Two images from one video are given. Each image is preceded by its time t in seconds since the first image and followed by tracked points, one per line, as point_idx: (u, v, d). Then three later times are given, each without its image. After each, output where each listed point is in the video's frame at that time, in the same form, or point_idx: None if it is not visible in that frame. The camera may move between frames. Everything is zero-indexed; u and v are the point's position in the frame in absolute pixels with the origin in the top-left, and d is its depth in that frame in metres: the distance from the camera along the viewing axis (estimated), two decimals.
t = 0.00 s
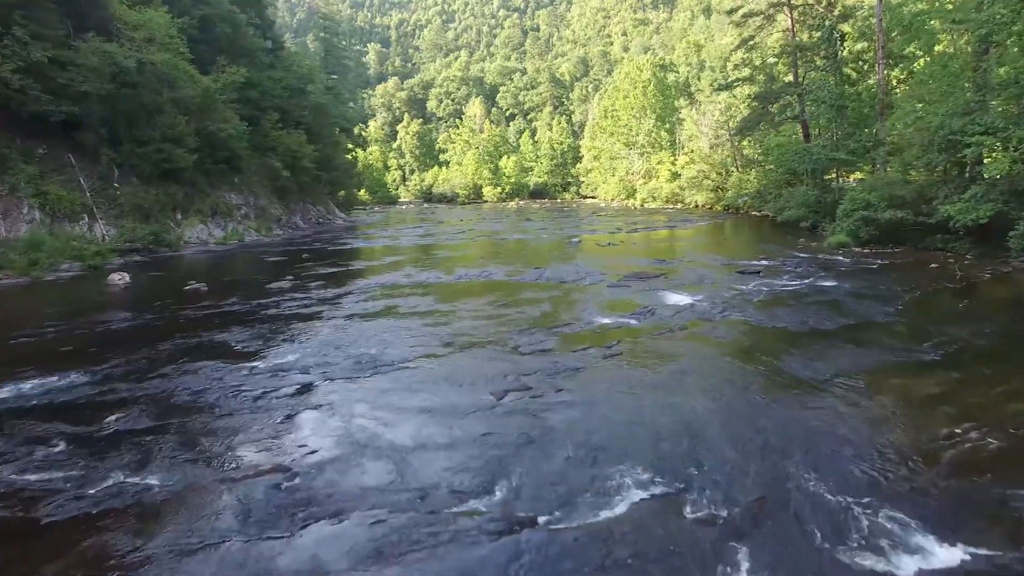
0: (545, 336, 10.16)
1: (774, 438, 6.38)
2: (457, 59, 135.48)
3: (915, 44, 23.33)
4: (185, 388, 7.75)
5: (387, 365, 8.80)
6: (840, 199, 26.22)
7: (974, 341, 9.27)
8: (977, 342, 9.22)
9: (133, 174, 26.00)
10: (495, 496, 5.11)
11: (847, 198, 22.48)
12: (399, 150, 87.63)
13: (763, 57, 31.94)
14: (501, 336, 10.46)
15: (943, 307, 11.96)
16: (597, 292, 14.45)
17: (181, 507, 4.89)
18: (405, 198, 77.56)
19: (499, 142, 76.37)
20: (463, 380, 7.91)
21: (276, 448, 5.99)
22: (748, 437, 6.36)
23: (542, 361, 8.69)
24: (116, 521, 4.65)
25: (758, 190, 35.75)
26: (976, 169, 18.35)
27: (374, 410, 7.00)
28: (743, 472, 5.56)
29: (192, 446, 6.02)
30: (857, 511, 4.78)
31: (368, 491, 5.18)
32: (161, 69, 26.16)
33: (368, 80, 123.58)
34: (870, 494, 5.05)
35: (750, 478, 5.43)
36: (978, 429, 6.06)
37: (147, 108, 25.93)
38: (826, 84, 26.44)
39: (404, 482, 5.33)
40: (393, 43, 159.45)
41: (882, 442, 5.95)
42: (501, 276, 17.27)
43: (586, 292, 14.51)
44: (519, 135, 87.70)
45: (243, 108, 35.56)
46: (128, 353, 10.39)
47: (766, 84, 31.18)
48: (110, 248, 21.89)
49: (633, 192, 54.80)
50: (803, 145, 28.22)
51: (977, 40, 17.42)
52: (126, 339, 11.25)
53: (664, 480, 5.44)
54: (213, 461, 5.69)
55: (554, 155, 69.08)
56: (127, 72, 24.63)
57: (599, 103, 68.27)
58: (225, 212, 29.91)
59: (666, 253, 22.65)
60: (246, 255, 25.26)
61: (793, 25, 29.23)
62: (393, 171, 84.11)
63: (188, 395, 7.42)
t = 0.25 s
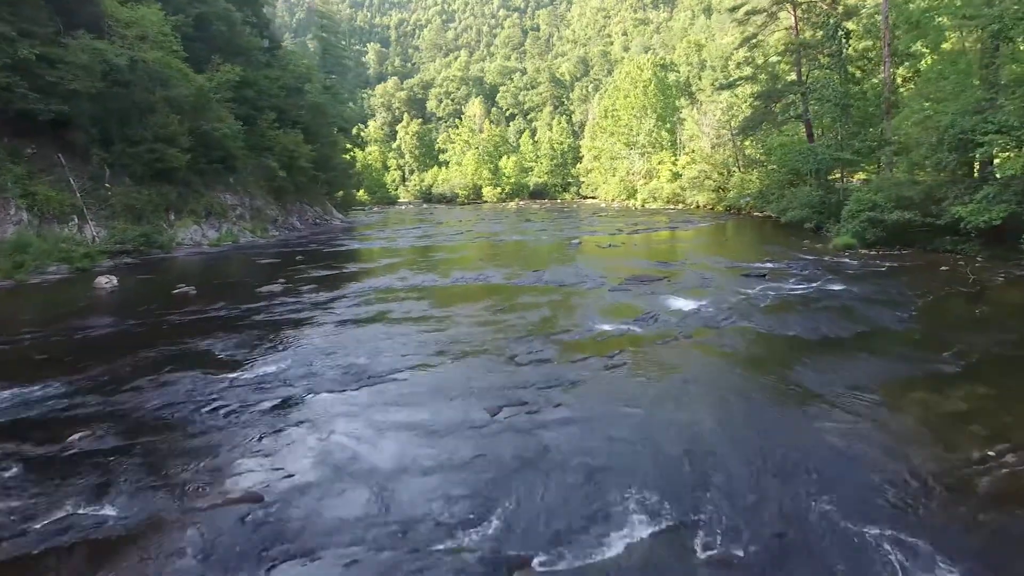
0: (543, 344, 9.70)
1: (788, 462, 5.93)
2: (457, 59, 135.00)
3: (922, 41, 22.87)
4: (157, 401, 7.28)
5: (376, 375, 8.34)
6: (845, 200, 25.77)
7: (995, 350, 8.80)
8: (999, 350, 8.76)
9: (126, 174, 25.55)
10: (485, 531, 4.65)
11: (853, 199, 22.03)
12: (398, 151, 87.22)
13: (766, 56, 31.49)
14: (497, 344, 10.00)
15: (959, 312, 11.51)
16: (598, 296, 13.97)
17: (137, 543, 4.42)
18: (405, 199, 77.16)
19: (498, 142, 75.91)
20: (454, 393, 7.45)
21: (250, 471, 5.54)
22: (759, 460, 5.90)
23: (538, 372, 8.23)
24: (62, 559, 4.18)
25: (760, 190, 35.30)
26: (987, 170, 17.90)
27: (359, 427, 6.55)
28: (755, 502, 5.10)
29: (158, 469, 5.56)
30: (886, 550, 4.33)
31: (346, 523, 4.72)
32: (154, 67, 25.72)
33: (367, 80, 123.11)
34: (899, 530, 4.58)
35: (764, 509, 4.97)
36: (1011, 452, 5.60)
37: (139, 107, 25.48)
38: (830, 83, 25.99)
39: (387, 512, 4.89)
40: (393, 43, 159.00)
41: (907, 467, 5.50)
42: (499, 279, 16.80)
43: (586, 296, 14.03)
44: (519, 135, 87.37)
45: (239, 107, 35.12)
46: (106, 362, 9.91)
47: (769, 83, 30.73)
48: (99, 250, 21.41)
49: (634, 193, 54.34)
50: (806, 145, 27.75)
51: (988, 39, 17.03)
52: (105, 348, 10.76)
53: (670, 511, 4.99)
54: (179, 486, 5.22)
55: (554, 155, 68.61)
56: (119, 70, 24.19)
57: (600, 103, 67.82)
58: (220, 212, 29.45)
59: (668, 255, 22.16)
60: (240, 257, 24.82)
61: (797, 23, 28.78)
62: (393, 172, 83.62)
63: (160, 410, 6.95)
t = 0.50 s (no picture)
0: (541, 352, 9.30)
1: (801, 486, 5.54)
2: (457, 59, 134.55)
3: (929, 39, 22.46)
4: (131, 414, 6.89)
5: (365, 386, 7.94)
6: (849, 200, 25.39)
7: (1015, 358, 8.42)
8: (1018, 359, 8.37)
9: (118, 175, 25.15)
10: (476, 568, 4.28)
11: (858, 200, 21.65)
12: (398, 150, 86.81)
13: (769, 54, 31.08)
14: (493, 351, 9.58)
15: (973, 317, 11.12)
16: (598, 300, 13.57)
17: None
18: (404, 199, 76.78)
19: (498, 142, 75.49)
20: (446, 406, 7.05)
21: (223, 495, 5.14)
22: (772, 485, 5.52)
23: (535, 384, 7.83)
24: None
25: (762, 191, 34.90)
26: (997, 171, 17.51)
27: (345, 445, 6.15)
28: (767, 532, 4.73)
29: (125, 492, 5.17)
30: None
31: (324, 558, 4.35)
32: (147, 66, 25.31)
33: (366, 80, 122.66)
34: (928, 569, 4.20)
35: (776, 541, 4.59)
36: None
37: (132, 106, 25.09)
38: (834, 82, 25.59)
39: (369, 546, 4.51)
40: (393, 43, 158.56)
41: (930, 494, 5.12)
42: (497, 281, 16.40)
43: (587, 300, 13.63)
44: (519, 135, 86.97)
45: (235, 106, 34.71)
46: (84, 371, 9.47)
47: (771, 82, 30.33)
48: (89, 252, 21.01)
49: (634, 193, 53.93)
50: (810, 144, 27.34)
51: (1000, 36, 16.62)
52: (86, 355, 10.35)
53: (676, 543, 4.61)
54: (145, 513, 4.81)
55: (554, 155, 68.18)
56: (111, 69, 23.77)
57: (600, 102, 67.41)
58: (215, 213, 29.05)
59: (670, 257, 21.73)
60: (234, 258, 24.42)
61: (800, 21, 28.37)
62: (392, 171, 83.15)
63: (134, 425, 6.53)
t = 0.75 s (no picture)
0: (540, 363, 8.80)
1: (820, 518, 5.05)
2: (457, 59, 134.05)
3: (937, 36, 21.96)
4: (94, 433, 6.39)
5: (349, 402, 7.42)
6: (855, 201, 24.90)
7: None
8: None
9: (109, 175, 24.65)
10: None
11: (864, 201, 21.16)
12: (397, 150, 86.33)
13: (772, 52, 30.60)
14: (488, 362, 9.06)
15: (991, 324, 10.64)
16: (598, 305, 13.08)
17: None
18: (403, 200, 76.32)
19: (497, 142, 75.02)
20: (434, 425, 6.55)
21: (184, 531, 4.65)
22: (793, 519, 5.01)
23: (531, 399, 7.32)
24: None
25: (764, 191, 34.40)
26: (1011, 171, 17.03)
27: (322, 470, 5.66)
28: None
29: (75, 526, 4.68)
30: None
31: None
32: (138, 64, 24.80)
33: (366, 80, 122.19)
34: None
35: None
36: None
37: (124, 105, 24.59)
38: (839, 80, 25.10)
39: None
40: (393, 43, 158.10)
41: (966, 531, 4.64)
42: (494, 285, 15.90)
43: (587, 305, 13.14)
44: (519, 135, 86.46)
45: (231, 105, 34.23)
46: (58, 381, 8.95)
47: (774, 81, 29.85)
48: (76, 254, 20.50)
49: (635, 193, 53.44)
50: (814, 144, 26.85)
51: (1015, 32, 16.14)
52: (62, 364, 9.84)
53: None
54: (92, 553, 4.30)
55: (554, 155, 67.70)
56: (101, 66, 23.27)
57: (601, 102, 66.92)
58: (209, 214, 28.55)
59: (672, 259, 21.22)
60: (227, 260, 23.93)
61: (805, 19, 27.88)
62: (391, 172, 82.64)
63: (96, 447, 6.01)
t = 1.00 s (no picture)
0: (537, 374, 8.36)
1: (836, 554, 4.62)
2: (457, 58, 133.54)
3: (946, 34, 21.47)
4: (55, 452, 5.96)
5: (333, 417, 6.97)
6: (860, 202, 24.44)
7: None
8: None
9: (100, 175, 24.21)
10: None
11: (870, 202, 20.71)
12: (396, 150, 85.85)
13: (775, 51, 30.13)
14: (482, 373, 8.60)
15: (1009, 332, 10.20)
16: (598, 310, 12.63)
17: None
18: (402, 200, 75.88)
19: (497, 142, 74.57)
20: (423, 444, 6.10)
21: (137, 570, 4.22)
22: (807, 555, 4.58)
23: (527, 415, 6.87)
24: None
25: (767, 192, 33.93)
26: None
27: (296, 496, 5.23)
28: None
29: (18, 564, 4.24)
30: None
31: None
32: (131, 62, 24.34)
33: (365, 80, 121.73)
34: None
35: None
36: None
37: (116, 104, 24.13)
38: (844, 79, 24.65)
39: None
40: (393, 43, 157.62)
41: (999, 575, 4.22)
42: (492, 289, 15.45)
43: (587, 310, 12.70)
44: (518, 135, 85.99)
45: (226, 104, 33.78)
46: (29, 392, 8.49)
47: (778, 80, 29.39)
48: (64, 256, 20.04)
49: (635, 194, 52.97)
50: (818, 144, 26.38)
51: None
52: (37, 373, 9.40)
53: None
54: None
55: (554, 155, 67.23)
56: (92, 65, 22.81)
57: (601, 102, 66.42)
58: (203, 215, 28.10)
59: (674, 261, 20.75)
60: (220, 262, 23.49)
61: (809, 17, 27.42)
62: (390, 171, 82.15)
63: (56, 470, 5.56)
